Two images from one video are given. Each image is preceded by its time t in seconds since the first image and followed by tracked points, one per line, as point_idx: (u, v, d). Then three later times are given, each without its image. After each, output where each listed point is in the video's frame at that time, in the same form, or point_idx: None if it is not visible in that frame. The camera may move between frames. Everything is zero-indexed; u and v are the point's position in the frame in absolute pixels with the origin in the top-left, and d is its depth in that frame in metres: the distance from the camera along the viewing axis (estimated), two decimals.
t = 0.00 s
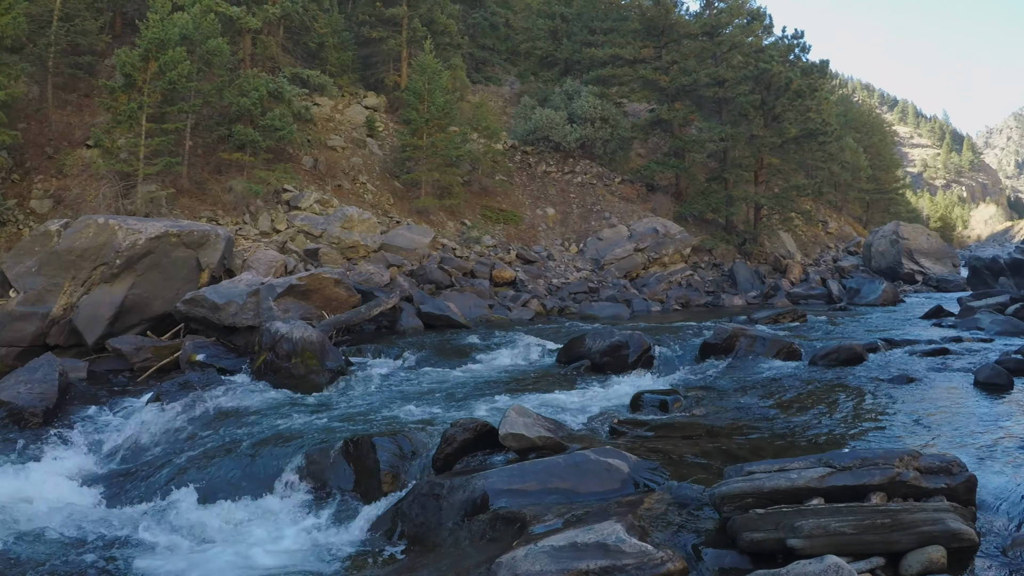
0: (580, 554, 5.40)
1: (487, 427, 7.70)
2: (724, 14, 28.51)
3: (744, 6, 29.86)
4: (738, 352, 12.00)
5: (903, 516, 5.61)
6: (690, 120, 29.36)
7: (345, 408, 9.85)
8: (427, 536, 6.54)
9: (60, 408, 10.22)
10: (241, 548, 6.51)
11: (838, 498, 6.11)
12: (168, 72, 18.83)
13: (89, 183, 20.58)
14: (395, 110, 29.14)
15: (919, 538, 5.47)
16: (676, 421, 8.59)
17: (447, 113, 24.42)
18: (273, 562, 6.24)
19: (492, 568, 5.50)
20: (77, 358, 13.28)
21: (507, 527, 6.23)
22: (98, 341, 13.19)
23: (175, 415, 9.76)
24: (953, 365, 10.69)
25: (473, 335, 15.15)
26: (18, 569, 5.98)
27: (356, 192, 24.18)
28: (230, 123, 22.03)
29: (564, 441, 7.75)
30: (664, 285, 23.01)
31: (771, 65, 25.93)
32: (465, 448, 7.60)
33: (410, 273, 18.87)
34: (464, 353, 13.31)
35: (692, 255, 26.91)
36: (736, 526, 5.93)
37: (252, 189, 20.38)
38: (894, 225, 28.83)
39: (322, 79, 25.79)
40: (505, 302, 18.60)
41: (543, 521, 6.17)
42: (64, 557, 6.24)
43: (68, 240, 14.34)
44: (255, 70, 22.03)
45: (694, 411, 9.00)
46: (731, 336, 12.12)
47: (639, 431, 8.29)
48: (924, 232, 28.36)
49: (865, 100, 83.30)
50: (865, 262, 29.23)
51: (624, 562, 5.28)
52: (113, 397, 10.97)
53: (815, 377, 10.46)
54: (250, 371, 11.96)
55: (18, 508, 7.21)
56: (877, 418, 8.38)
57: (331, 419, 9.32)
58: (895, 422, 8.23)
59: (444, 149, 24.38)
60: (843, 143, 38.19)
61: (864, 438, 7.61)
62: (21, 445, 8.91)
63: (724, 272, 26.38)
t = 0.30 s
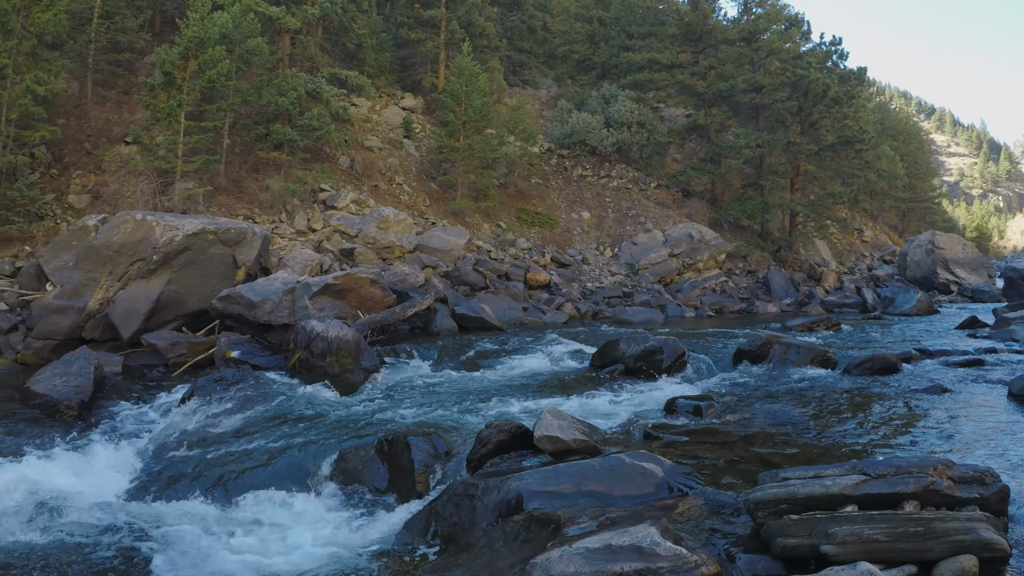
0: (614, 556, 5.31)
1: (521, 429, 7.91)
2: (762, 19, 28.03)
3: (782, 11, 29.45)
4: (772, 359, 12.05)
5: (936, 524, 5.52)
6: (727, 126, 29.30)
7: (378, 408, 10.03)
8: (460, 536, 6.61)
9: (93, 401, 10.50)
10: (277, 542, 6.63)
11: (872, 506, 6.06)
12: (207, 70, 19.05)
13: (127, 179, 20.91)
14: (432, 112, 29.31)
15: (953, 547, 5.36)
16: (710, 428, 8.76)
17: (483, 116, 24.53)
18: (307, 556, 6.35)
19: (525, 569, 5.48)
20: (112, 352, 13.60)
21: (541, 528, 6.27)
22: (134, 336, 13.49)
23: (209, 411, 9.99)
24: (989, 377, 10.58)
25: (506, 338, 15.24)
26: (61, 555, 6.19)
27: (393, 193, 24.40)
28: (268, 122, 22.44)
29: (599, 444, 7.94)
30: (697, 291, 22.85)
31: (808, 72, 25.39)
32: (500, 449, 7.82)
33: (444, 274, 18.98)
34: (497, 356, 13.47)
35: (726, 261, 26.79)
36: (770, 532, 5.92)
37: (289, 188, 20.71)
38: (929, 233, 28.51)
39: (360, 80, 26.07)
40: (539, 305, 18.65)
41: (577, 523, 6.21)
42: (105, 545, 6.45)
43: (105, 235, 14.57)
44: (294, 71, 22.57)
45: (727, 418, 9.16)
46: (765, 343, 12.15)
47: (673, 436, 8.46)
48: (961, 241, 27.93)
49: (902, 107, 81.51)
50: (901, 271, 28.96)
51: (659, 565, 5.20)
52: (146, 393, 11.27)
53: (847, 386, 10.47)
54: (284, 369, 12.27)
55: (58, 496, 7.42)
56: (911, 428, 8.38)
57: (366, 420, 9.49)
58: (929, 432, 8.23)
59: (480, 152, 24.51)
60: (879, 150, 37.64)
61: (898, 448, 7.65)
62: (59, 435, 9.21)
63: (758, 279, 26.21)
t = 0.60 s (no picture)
0: (631, 561, 5.36)
1: (539, 434, 8.09)
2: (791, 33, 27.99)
3: (811, 26, 29.52)
4: (790, 373, 12.05)
5: (949, 539, 5.53)
6: (750, 139, 29.34)
7: (396, 409, 10.19)
8: (477, 538, 6.69)
9: (110, 393, 10.67)
10: (292, 539, 6.72)
11: (887, 520, 6.08)
12: (235, 66, 19.26)
13: (151, 171, 21.07)
14: (457, 115, 29.39)
15: (966, 563, 5.38)
16: (726, 439, 8.90)
17: (509, 121, 24.62)
18: (321, 554, 6.43)
19: (542, 572, 5.55)
20: (130, 344, 13.80)
21: (558, 532, 6.34)
22: (152, 328, 13.64)
23: (227, 406, 10.12)
24: (1004, 398, 10.58)
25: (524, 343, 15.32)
26: (80, 543, 6.34)
27: (415, 195, 24.53)
28: (293, 119, 22.74)
29: (616, 452, 8.14)
30: (716, 302, 22.81)
31: (834, 87, 25.29)
32: (517, 452, 8.01)
33: (465, 278, 19.06)
34: (514, 360, 13.60)
35: (745, 274, 26.77)
36: (786, 542, 5.95)
37: (312, 186, 20.86)
38: (949, 253, 28.43)
39: (387, 81, 26.25)
40: (558, 311, 18.70)
41: (593, 528, 6.26)
42: (124, 535, 6.60)
43: (128, 227, 14.89)
44: (321, 70, 22.85)
45: (744, 429, 9.27)
46: (783, 357, 12.17)
47: (691, 446, 8.60)
48: (981, 261, 27.89)
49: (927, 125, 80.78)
50: (919, 289, 28.86)
51: (676, 571, 5.25)
52: (163, 386, 11.44)
53: (864, 402, 10.51)
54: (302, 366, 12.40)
55: (77, 484, 7.58)
56: (925, 445, 8.44)
57: (383, 420, 9.60)
58: (943, 449, 8.28)
59: (504, 156, 24.62)
60: (903, 169, 37.46)
61: (913, 464, 7.72)
62: (78, 425, 9.39)
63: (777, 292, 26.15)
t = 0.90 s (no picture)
0: (629, 561, 5.37)
1: (539, 433, 8.18)
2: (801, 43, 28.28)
3: (820, 36, 29.59)
4: (789, 381, 11.97)
5: (943, 547, 5.54)
6: (756, 146, 29.37)
7: (396, 404, 10.22)
8: (475, 534, 6.72)
9: (110, 379, 10.73)
10: (287, 534, 6.70)
11: (883, 527, 6.08)
12: (245, 57, 19.27)
13: (157, 160, 21.08)
14: (465, 113, 29.39)
15: (959, 571, 5.38)
16: (724, 443, 8.94)
17: (516, 120, 24.63)
18: (319, 547, 6.45)
19: (540, 570, 5.56)
20: (132, 332, 13.85)
21: (556, 531, 6.37)
22: (153, 317, 13.70)
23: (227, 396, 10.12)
24: (1002, 412, 10.58)
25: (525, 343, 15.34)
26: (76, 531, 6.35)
27: (420, 191, 24.56)
28: (301, 112, 22.75)
29: (615, 453, 8.23)
30: (717, 308, 22.83)
31: (842, 98, 25.08)
32: (516, 451, 8.09)
33: (467, 276, 19.07)
34: (516, 360, 13.62)
35: (747, 281, 26.79)
36: (782, 546, 5.96)
37: (317, 180, 20.87)
38: (950, 267, 28.46)
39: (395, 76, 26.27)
40: (559, 312, 18.73)
41: (591, 527, 6.28)
42: (123, 524, 6.61)
43: (132, 215, 14.74)
44: (329, 64, 22.87)
45: (743, 435, 9.29)
46: (782, 365, 12.10)
47: (689, 449, 8.66)
48: (982, 276, 27.89)
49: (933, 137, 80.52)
50: (920, 302, 28.88)
51: (673, 572, 5.27)
52: (163, 375, 11.50)
53: (862, 412, 10.52)
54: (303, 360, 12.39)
55: (75, 471, 7.58)
56: (923, 456, 8.45)
57: (383, 415, 9.62)
58: (941, 461, 8.29)
59: (510, 156, 24.64)
60: (908, 181, 37.48)
61: (910, 474, 7.74)
62: (78, 411, 9.43)
63: (778, 301, 26.15)
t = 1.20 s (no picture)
0: (613, 561, 5.35)
1: (527, 433, 8.16)
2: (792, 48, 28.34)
3: (812, 40, 29.73)
4: (776, 384, 12.07)
5: (927, 551, 5.54)
6: (748, 150, 29.49)
7: (384, 403, 10.20)
8: (460, 534, 6.70)
9: (98, 374, 10.69)
10: (269, 531, 6.63)
11: (867, 531, 6.08)
12: (238, 53, 19.22)
13: (147, 155, 21.04)
14: (456, 113, 29.38)
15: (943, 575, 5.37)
16: (711, 445, 8.93)
17: (507, 121, 24.63)
18: (306, 544, 6.42)
19: (524, 569, 5.53)
20: (120, 327, 13.80)
21: (541, 530, 6.35)
22: (142, 313, 13.62)
23: (215, 394, 10.07)
24: (987, 418, 10.60)
25: (514, 343, 15.35)
26: (50, 527, 6.24)
27: (410, 191, 24.55)
28: (292, 110, 22.71)
29: (602, 454, 8.20)
30: (706, 311, 22.88)
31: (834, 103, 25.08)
32: (503, 451, 8.06)
33: (456, 276, 19.04)
34: (506, 361, 13.61)
35: (737, 285, 26.81)
36: (766, 548, 5.95)
37: (307, 178, 20.86)
38: (940, 273, 28.61)
39: (387, 76, 26.29)
40: (547, 313, 18.73)
41: (577, 527, 6.26)
42: (107, 520, 6.54)
43: (123, 210, 14.79)
44: (322, 62, 22.86)
45: (730, 437, 9.28)
46: (771, 368, 12.20)
47: (675, 451, 8.65)
48: (971, 283, 28.01)
49: (923, 145, 81.15)
50: (909, 307, 29.00)
51: (656, 572, 5.26)
52: (152, 370, 11.47)
53: (848, 416, 10.53)
54: (291, 358, 12.29)
55: (58, 466, 7.50)
56: (907, 461, 8.46)
57: (373, 414, 9.58)
58: (926, 465, 8.30)
59: (501, 156, 24.69)
60: (897, 186, 37.69)
61: (894, 478, 7.74)
62: (64, 406, 9.36)
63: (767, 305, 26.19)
